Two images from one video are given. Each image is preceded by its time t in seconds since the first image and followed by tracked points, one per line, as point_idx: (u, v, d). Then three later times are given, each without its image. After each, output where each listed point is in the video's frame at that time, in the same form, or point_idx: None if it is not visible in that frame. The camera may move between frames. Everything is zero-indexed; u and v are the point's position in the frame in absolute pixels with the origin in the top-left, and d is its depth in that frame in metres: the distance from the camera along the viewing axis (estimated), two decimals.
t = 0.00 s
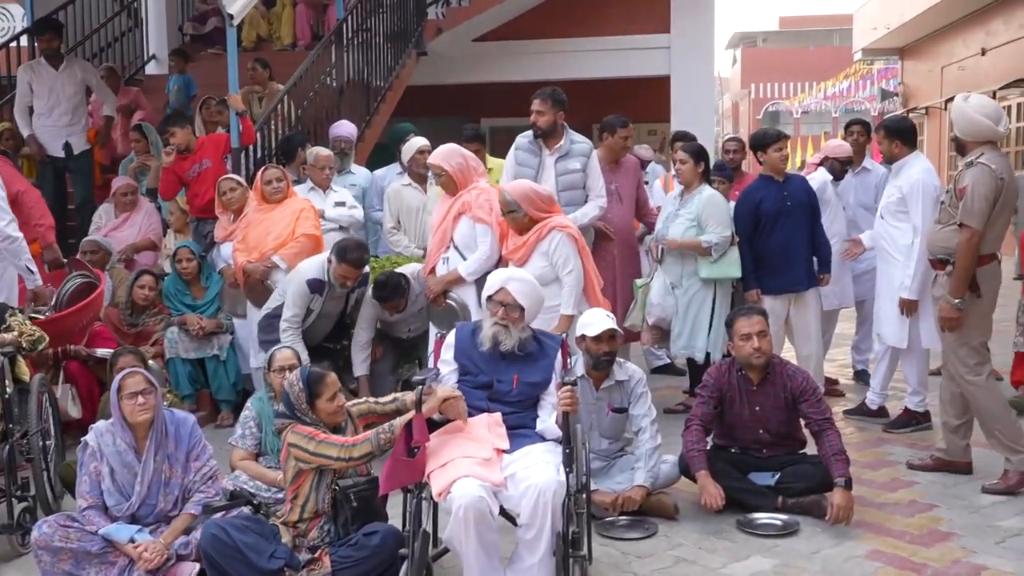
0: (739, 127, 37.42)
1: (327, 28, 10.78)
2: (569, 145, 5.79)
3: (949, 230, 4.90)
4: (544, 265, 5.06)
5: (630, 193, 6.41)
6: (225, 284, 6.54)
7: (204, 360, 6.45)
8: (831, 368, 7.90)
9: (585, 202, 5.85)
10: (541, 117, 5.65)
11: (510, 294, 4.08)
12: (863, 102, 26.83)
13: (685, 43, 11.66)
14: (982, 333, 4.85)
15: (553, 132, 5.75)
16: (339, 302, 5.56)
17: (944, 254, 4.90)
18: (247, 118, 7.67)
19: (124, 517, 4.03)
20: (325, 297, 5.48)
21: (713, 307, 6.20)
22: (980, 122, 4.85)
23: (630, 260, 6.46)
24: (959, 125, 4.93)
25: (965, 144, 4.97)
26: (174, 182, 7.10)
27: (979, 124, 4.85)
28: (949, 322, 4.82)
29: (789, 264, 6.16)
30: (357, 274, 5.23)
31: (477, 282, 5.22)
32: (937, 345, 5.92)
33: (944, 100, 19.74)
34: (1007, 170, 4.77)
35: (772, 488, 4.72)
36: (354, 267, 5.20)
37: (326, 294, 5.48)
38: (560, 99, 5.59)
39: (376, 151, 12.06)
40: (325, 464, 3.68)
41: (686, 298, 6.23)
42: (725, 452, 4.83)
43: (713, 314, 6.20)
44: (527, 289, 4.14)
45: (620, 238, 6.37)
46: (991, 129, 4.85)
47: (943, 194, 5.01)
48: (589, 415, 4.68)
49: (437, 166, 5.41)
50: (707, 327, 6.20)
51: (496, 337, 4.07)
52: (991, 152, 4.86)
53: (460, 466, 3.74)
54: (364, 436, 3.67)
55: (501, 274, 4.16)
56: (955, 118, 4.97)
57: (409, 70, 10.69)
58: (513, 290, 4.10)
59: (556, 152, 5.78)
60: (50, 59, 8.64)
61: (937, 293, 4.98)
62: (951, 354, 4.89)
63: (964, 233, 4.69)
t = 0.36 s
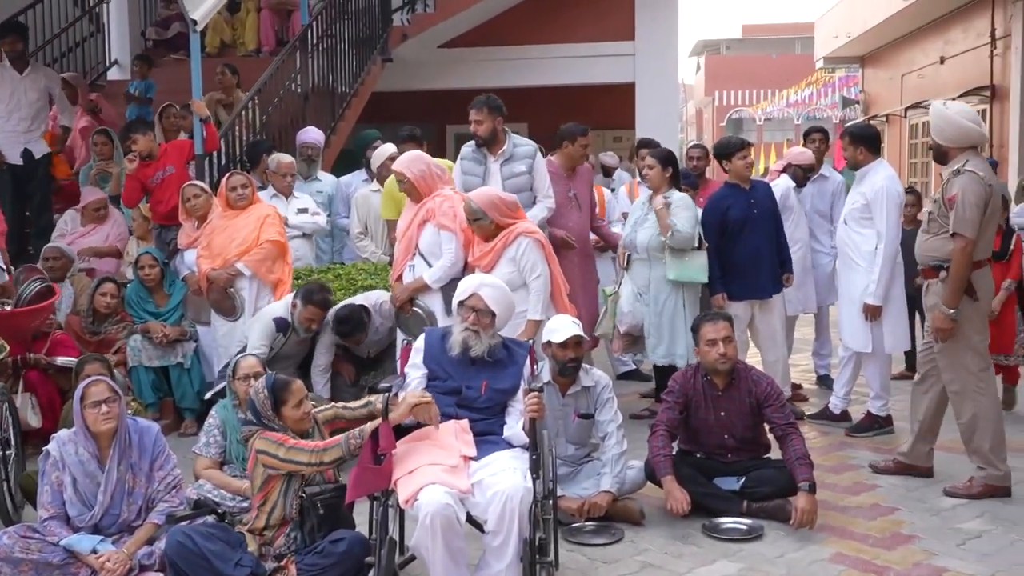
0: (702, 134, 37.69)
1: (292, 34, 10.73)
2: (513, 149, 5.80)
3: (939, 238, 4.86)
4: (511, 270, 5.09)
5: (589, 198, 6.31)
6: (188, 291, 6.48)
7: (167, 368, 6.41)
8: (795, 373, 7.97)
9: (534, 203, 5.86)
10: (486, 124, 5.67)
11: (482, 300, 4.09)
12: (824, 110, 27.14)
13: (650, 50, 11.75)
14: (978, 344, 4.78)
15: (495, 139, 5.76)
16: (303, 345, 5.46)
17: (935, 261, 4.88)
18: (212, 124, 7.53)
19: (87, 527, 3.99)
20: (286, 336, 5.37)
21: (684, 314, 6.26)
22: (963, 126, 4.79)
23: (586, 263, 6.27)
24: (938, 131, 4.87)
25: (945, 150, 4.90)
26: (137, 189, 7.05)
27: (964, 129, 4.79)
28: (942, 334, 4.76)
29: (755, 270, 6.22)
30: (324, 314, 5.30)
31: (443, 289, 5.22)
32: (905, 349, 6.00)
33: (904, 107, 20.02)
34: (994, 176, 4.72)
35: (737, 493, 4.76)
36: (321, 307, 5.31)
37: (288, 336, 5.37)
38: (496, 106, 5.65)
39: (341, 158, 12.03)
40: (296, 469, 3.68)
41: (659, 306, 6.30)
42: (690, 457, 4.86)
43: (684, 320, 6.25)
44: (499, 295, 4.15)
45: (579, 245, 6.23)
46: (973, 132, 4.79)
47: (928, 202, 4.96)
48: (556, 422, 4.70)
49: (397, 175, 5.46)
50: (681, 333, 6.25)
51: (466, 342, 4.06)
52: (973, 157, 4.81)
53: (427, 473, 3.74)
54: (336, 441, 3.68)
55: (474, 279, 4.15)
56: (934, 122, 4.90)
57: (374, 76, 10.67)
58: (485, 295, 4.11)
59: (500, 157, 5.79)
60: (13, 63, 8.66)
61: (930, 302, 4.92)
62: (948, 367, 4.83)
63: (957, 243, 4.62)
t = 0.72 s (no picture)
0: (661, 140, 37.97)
1: (251, 38, 10.65)
2: (454, 153, 5.83)
3: (916, 245, 4.87)
4: (467, 280, 5.09)
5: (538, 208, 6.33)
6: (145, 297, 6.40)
7: (124, 374, 6.33)
8: (754, 376, 8.05)
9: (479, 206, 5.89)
10: (426, 133, 5.65)
11: (440, 305, 4.08)
12: (780, 116, 27.46)
13: (608, 56, 11.82)
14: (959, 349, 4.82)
15: (438, 145, 5.77)
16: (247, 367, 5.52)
17: (912, 266, 4.89)
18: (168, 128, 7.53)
19: (41, 536, 3.95)
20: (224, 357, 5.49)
21: (640, 317, 6.26)
22: (941, 130, 4.84)
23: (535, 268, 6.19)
24: (916, 137, 4.89)
25: (922, 156, 4.92)
26: (93, 193, 6.96)
27: (942, 133, 4.83)
28: (932, 344, 4.74)
29: (722, 275, 6.28)
30: (261, 335, 5.33)
31: (400, 293, 5.21)
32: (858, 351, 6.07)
33: (859, 114, 20.33)
34: (968, 184, 4.78)
35: (696, 496, 4.78)
36: (258, 328, 5.32)
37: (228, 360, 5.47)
38: (437, 114, 5.60)
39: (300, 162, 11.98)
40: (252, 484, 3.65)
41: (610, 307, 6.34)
42: (649, 460, 4.90)
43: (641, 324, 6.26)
44: (457, 300, 4.16)
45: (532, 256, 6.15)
46: (950, 135, 4.85)
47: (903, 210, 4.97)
48: (516, 426, 4.73)
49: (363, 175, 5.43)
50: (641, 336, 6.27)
51: (425, 347, 4.07)
52: (948, 162, 4.86)
53: (386, 478, 3.74)
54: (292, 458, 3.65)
55: (432, 284, 4.16)
56: (910, 128, 4.93)
57: (334, 81, 10.63)
58: (444, 301, 4.11)
59: (442, 162, 5.81)
60: None
61: (907, 307, 4.95)
62: (936, 377, 4.82)
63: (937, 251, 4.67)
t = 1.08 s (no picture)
0: (629, 147, 38.17)
1: (216, 45, 10.59)
2: (414, 161, 5.84)
3: (896, 250, 4.89)
4: (432, 286, 5.11)
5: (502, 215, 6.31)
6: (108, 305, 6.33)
7: (88, 383, 6.29)
8: (720, 382, 8.10)
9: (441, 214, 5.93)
10: (388, 141, 5.67)
11: (408, 312, 4.09)
12: (745, 124, 27.69)
13: (575, 64, 11.86)
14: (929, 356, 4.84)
15: (399, 152, 5.80)
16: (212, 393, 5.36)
17: (888, 270, 4.91)
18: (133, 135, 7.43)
19: (4, 547, 3.90)
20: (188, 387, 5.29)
21: (598, 322, 6.27)
22: (930, 139, 4.83)
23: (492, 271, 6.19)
24: (907, 143, 4.89)
25: (912, 163, 4.93)
26: (56, 200, 6.93)
27: (932, 142, 4.83)
28: (897, 349, 4.81)
29: (687, 280, 6.32)
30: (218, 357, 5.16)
31: (363, 300, 5.19)
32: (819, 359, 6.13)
33: (823, 122, 20.56)
34: (953, 196, 4.82)
35: (663, 501, 4.82)
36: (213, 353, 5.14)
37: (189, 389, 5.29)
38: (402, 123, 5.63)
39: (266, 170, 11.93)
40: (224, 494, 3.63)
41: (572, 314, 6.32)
42: (616, 467, 4.92)
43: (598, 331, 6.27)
44: (424, 306, 4.16)
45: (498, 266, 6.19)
46: (940, 145, 4.85)
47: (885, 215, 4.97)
48: (484, 433, 4.71)
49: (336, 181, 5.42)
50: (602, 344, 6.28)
51: (392, 354, 4.07)
52: (936, 171, 4.87)
53: (354, 486, 3.73)
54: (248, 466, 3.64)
55: (399, 291, 4.16)
56: (900, 134, 4.93)
57: (300, 87, 10.59)
58: (411, 308, 4.11)
59: (402, 170, 5.82)
60: None
61: (880, 312, 4.97)
62: (901, 382, 4.86)
63: (915, 260, 4.70)
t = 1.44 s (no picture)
0: (605, 150, 38.31)
1: (190, 48, 10.55)
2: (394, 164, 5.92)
3: (897, 250, 4.88)
4: (414, 282, 5.09)
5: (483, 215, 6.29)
6: (83, 310, 6.29)
7: (62, 389, 6.24)
8: (695, 384, 8.15)
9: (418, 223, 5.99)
10: (380, 143, 5.69)
11: (385, 316, 4.11)
12: (720, 127, 27.86)
13: (550, 66, 11.89)
14: (929, 354, 4.85)
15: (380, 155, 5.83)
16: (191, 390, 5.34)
17: (889, 271, 4.90)
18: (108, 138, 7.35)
19: None
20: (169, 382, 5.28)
21: (567, 323, 6.32)
22: (925, 141, 4.85)
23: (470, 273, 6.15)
24: (903, 146, 4.90)
25: (906, 165, 4.95)
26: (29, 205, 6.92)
27: (928, 144, 4.85)
28: (898, 346, 4.78)
29: (661, 283, 6.36)
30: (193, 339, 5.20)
31: (342, 303, 5.20)
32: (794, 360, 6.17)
33: (796, 125, 20.71)
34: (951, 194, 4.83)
35: (640, 503, 4.85)
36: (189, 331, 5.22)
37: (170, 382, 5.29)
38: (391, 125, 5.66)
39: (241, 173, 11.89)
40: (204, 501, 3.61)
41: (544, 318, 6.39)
42: (594, 469, 4.94)
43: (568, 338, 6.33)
44: (400, 309, 4.19)
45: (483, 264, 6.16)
46: (937, 147, 4.86)
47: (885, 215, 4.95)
48: (462, 436, 4.73)
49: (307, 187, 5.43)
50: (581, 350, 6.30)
51: (369, 358, 4.07)
52: (933, 172, 4.90)
53: (332, 490, 3.73)
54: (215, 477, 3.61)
55: (376, 296, 4.18)
56: (896, 136, 4.94)
57: (275, 91, 10.56)
58: (388, 313, 4.13)
59: (383, 175, 5.87)
60: None
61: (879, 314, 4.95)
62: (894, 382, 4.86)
63: (918, 257, 4.69)
